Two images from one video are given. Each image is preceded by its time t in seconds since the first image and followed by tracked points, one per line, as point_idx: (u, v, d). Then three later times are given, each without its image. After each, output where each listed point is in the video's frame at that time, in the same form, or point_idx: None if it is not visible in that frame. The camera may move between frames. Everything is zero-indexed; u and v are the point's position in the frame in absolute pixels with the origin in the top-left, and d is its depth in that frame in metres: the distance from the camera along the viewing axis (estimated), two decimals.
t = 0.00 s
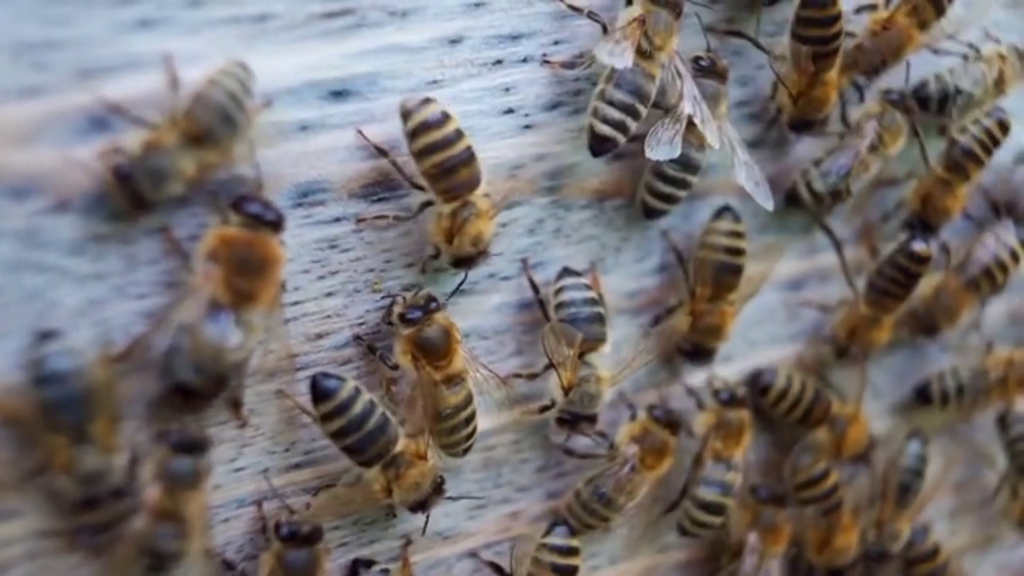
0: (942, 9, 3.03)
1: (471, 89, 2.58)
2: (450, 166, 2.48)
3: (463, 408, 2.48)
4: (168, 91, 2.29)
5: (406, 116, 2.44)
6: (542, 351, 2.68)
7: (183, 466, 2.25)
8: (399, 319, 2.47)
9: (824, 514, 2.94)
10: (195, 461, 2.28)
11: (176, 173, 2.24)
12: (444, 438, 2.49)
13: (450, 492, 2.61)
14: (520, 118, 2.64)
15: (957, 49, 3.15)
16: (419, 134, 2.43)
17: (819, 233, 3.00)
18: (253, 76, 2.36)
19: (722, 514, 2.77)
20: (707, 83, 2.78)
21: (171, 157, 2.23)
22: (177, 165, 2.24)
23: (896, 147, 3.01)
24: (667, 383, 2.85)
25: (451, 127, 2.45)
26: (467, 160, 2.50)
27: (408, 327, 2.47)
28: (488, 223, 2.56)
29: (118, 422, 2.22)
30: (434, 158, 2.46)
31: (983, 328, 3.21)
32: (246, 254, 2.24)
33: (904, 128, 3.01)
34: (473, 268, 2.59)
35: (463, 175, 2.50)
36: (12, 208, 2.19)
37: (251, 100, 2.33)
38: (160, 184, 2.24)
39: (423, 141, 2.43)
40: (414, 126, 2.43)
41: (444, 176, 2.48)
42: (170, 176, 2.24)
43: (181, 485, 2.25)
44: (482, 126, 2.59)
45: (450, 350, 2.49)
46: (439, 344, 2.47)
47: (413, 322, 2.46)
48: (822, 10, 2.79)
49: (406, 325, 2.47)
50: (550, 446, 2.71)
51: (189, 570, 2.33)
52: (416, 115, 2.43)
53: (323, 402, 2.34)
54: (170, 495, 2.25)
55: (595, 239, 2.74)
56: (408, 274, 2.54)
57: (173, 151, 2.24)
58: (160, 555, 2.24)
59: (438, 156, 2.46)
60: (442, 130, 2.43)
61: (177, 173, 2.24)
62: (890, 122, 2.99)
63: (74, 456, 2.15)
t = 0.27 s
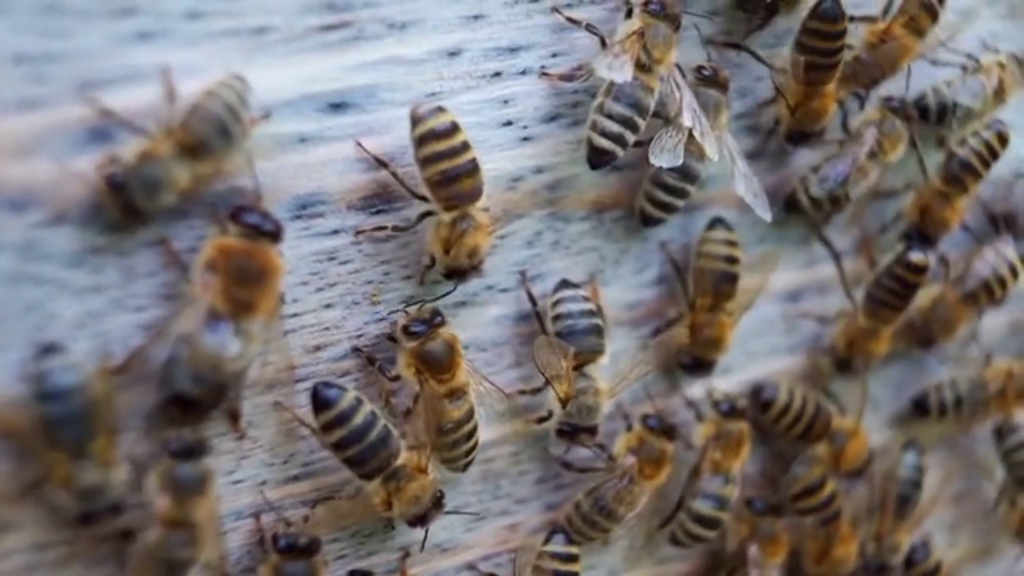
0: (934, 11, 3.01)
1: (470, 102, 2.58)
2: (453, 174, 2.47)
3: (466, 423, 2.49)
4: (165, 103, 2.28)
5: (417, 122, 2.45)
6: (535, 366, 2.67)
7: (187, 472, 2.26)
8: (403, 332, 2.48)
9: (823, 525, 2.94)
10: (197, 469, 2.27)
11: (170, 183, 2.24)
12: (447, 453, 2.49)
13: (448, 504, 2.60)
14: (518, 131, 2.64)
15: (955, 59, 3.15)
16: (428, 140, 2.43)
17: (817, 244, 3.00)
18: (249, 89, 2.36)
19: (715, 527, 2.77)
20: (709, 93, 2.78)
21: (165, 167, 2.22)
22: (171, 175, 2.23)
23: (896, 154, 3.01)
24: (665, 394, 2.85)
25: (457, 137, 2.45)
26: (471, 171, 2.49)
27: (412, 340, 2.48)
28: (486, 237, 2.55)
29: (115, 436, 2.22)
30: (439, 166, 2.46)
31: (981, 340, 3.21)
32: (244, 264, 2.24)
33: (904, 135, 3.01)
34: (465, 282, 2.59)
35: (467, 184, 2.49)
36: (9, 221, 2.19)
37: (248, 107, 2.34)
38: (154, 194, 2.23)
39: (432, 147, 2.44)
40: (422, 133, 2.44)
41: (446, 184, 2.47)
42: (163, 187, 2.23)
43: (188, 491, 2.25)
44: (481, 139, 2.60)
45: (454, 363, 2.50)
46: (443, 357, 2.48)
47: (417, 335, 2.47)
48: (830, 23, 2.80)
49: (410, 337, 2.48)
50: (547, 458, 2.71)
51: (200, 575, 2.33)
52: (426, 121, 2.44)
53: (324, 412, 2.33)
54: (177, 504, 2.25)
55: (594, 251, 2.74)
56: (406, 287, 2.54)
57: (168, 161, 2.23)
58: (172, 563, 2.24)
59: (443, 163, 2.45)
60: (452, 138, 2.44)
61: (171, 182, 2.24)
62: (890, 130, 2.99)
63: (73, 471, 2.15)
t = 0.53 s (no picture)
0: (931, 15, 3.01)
1: (469, 112, 2.59)
2: (448, 183, 2.47)
3: (468, 437, 2.47)
4: (162, 112, 2.29)
5: (410, 131, 2.45)
6: (534, 376, 2.67)
7: (192, 493, 2.25)
8: (405, 343, 2.49)
9: (819, 535, 2.93)
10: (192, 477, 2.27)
11: (166, 192, 2.23)
12: (449, 465, 2.48)
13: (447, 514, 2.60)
14: (517, 141, 2.65)
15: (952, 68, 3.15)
16: (422, 149, 2.43)
17: (816, 254, 3.01)
18: (243, 97, 2.36)
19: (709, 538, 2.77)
20: (710, 103, 2.78)
21: (159, 176, 2.22)
22: (166, 184, 2.23)
23: (895, 161, 3.01)
24: (664, 404, 2.85)
25: (452, 145, 2.45)
26: (467, 180, 2.49)
27: (414, 351, 2.48)
28: (480, 248, 2.54)
29: (116, 445, 2.24)
30: (434, 175, 2.45)
31: (980, 349, 3.22)
32: (245, 271, 2.24)
33: (903, 142, 3.02)
34: (460, 290, 2.58)
35: (464, 192, 2.49)
36: (10, 232, 2.20)
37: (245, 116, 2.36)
38: (150, 203, 2.22)
39: (426, 156, 2.44)
40: (416, 142, 2.44)
41: (441, 192, 2.47)
42: (159, 196, 2.22)
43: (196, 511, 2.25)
44: (480, 149, 2.61)
45: (456, 376, 2.50)
46: (445, 370, 2.48)
47: (419, 346, 2.48)
48: (829, 30, 2.80)
49: (411, 349, 2.48)
50: (546, 468, 2.71)
51: None
52: (419, 130, 2.44)
53: (324, 421, 2.33)
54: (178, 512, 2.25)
55: (592, 261, 2.75)
56: (404, 296, 2.54)
57: (163, 171, 2.22)
58: None
59: (438, 171, 2.45)
60: (446, 147, 2.44)
61: (166, 192, 2.23)
62: (890, 137, 2.99)
63: (77, 483, 2.17)
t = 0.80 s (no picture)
0: (928, 24, 3.00)
1: (468, 124, 2.59)
2: (452, 199, 2.46)
3: (483, 452, 2.49)
4: (159, 126, 2.28)
5: (409, 147, 2.45)
6: (534, 389, 2.67)
7: (194, 512, 2.27)
8: (417, 360, 2.50)
9: (818, 546, 2.91)
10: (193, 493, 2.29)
11: (161, 205, 2.23)
12: (464, 479, 2.50)
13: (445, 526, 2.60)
14: (516, 152, 2.65)
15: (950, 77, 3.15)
16: (422, 165, 2.44)
17: (814, 265, 3.01)
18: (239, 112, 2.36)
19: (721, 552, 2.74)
20: (713, 115, 2.79)
21: (154, 189, 2.22)
22: (160, 197, 2.22)
23: (895, 169, 3.01)
24: (664, 416, 2.85)
25: (452, 159, 2.45)
26: (469, 195, 2.48)
27: (427, 368, 2.49)
28: (485, 260, 2.53)
29: (118, 458, 2.23)
30: (436, 190, 2.45)
31: (979, 361, 3.22)
32: (246, 282, 2.24)
33: (902, 151, 3.02)
34: (460, 304, 2.57)
35: (467, 207, 2.49)
36: (10, 244, 2.20)
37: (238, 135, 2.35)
38: (145, 216, 2.22)
39: (427, 172, 2.43)
40: (416, 157, 2.44)
41: (444, 208, 2.47)
42: (154, 209, 2.22)
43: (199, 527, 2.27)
44: (478, 161, 2.61)
45: (472, 393, 2.49)
46: (460, 387, 2.48)
47: (431, 362, 2.49)
48: (822, 38, 2.80)
49: (425, 366, 2.49)
50: (544, 479, 2.70)
51: None
52: (418, 146, 2.44)
53: (326, 434, 2.35)
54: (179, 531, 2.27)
55: (590, 273, 2.75)
56: (404, 308, 2.54)
57: (157, 184, 2.22)
58: None
59: (440, 186, 2.45)
60: (446, 162, 2.44)
61: (160, 205, 2.23)
62: (888, 146, 2.99)
63: (84, 504, 2.17)
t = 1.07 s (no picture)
0: (927, 33, 2.99)
1: (467, 134, 2.59)
2: (449, 210, 2.47)
3: (494, 459, 2.52)
4: (153, 139, 2.28)
5: (409, 158, 2.47)
6: (536, 395, 2.68)
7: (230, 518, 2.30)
8: (429, 369, 2.51)
9: (818, 556, 2.91)
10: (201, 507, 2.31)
11: (150, 219, 2.22)
12: (473, 488, 2.51)
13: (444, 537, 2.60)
14: (515, 162, 2.65)
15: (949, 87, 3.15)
16: (421, 175, 2.44)
17: (813, 275, 3.01)
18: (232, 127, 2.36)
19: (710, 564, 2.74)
20: (711, 121, 2.79)
21: (143, 202, 2.21)
22: (150, 211, 2.22)
23: (895, 177, 3.00)
24: (663, 425, 2.84)
25: (452, 171, 2.45)
26: (468, 205, 2.49)
27: (439, 376, 2.51)
28: (485, 270, 2.54)
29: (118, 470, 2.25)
30: (434, 201, 2.46)
31: (978, 371, 3.22)
32: (245, 293, 2.24)
33: (902, 158, 3.00)
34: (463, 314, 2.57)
35: (467, 217, 2.49)
36: (9, 255, 2.20)
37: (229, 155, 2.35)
38: (133, 229, 2.21)
39: (425, 182, 2.44)
40: (414, 169, 2.45)
41: (442, 219, 2.47)
42: (143, 223, 2.22)
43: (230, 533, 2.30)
44: (477, 171, 2.61)
45: (485, 401, 2.51)
46: (474, 395, 2.49)
47: (443, 371, 2.50)
48: (826, 46, 2.81)
49: (437, 374, 2.51)
50: (542, 489, 2.71)
51: None
52: (418, 158, 2.45)
53: (330, 454, 2.34)
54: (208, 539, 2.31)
55: (589, 283, 2.75)
56: (402, 317, 2.54)
57: (147, 197, 2.22)
58: None
59: (437, 198, 2.46)
60: (444, 172, 2.45)
61: (149, 219, 2.22)
62: (887, 154, 2.98)
63: (88, 521, 2.18)
